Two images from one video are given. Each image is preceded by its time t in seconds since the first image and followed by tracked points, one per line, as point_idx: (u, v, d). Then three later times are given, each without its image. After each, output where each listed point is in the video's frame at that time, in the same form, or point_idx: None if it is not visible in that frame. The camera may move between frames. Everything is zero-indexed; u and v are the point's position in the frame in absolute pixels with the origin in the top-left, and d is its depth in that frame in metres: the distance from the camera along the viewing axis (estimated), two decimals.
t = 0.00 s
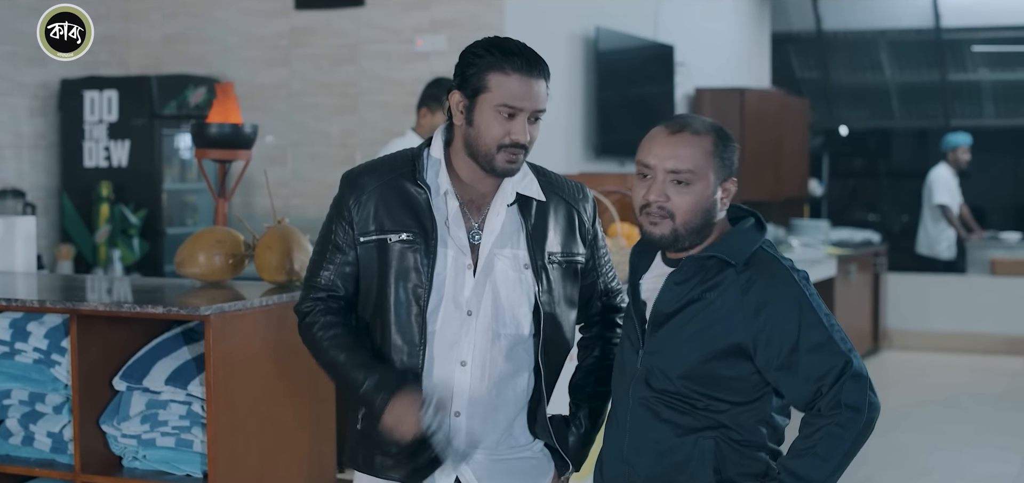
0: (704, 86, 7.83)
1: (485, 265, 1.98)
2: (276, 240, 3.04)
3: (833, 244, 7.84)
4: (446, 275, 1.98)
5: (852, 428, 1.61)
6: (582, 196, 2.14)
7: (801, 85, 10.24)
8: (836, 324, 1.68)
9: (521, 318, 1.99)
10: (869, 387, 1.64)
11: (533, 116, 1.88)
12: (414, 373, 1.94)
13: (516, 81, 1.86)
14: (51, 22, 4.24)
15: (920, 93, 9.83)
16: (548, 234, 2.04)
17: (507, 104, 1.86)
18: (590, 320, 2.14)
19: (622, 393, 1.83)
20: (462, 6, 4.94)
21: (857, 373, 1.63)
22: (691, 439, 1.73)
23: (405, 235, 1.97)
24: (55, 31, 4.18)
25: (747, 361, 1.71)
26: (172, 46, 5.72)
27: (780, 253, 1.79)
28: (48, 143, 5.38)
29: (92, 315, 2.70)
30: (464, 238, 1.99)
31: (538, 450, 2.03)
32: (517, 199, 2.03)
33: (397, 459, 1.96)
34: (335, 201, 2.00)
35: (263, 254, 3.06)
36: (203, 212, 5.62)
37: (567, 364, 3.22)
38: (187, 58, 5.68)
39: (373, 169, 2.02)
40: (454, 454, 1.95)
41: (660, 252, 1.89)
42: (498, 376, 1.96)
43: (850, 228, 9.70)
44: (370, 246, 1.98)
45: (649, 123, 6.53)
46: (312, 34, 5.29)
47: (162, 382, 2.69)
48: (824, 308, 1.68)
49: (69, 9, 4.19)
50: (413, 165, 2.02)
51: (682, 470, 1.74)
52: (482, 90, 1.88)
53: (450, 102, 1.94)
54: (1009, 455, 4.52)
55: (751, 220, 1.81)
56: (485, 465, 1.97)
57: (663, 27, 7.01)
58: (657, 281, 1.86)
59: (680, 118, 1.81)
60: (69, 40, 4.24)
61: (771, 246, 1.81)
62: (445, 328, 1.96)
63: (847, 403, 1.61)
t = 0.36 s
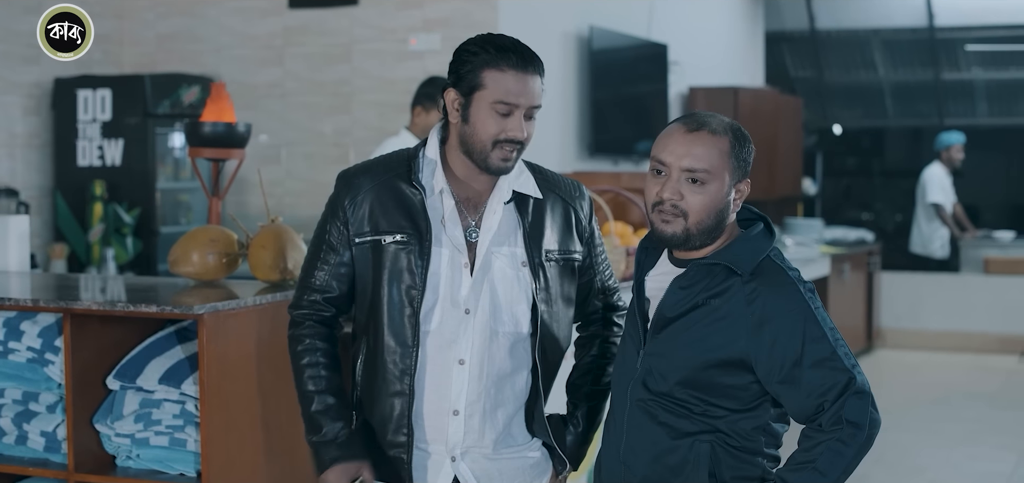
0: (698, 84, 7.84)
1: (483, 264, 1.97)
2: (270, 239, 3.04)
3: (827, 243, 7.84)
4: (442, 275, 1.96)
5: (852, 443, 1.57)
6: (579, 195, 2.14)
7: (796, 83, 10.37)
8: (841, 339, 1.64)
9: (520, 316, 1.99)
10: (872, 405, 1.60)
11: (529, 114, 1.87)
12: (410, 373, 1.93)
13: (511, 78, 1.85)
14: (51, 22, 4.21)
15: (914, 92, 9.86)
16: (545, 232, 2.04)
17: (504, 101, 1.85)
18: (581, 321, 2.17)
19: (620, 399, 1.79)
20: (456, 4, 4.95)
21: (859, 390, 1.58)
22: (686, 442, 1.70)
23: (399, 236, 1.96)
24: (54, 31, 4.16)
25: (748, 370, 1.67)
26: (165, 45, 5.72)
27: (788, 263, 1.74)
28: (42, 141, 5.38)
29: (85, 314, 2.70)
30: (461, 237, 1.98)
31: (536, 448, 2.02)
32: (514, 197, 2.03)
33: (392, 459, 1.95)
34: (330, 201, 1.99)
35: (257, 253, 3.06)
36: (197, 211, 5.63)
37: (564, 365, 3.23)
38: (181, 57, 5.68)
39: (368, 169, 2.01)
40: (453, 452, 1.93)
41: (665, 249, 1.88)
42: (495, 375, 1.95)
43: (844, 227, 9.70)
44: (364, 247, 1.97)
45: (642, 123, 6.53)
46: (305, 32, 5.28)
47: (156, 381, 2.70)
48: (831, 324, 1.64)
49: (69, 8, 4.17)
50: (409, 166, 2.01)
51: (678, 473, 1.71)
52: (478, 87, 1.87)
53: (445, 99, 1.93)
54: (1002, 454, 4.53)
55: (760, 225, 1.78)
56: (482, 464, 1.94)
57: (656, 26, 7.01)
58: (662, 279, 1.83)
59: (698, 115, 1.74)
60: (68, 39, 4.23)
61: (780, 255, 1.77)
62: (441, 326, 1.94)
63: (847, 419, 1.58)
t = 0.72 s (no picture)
0: (695, 86, 7.84)
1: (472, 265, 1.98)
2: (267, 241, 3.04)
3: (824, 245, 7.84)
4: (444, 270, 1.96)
5: (851, 445, 1.57)
6: (567, 195, 2.14)
7: (792, 86, 10.27)
8: (841, 342, 1.63)
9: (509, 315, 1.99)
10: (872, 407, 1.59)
11: (516, 130, 1.86)
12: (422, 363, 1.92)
13: (496, 96, 1.83)
14: (51, 22, 4.20)
15: (911, 94, 9.86)
16: (534, 232, 2.03)
17: (488, 119, 1.83)
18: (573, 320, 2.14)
19: (619, 399, 1.80)
20: (453, 6, 4.94)
21: (858, 393, 1.58)
22: (683, 444, 1.70)
23: (410, 227, 1.94)
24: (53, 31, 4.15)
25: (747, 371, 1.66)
26: (163, 47, 5.72)
27: (786, 265, 1.74)
28: (39, 143, 5.38)
29: (82, 317, 2.69)
30: (455, 236, 1.98)
31: (523, 449, 2.03)
32: (503, 198, 2.02)
33: (404, 451, 1.91)
34: (331, 197, 1.93)
35: (253, 255, 3.06)
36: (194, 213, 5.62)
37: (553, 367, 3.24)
38: (179, 59, 5.68)
39: (365, 166, 1.97)
40: (444, 452, 1.93)
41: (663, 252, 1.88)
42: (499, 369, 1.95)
43: (841, 229, 9.74)
44: (371, 239, 1.93)
45: (640, 125, 6.53)
46: (302, 34, 5.28)
47: (153, 383, 2.69)
48: (830, 327, 1.63)
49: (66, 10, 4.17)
50: (408, 160, 1.98)
51: (675, 475, 1.71)
52: (463, 104, 1.84)
53: (432, 110, 1.90)
54: (999, 455, 4.53)
55: (757, 228, 1.78)
56: (471, 464, 1.94)
57: (653, 29, 7.01)
58: (660, 283, 1.83)
59: (688, 116, 1.74)
60: (66, 40, 4.23)
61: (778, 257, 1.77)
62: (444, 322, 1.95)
63: (846, 421, 1.57)
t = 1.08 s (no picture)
0: (693, 86, 7.83)
1: (460, 263, 1.97)
2: (266, 241, 3.04)
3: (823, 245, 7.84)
4: (423, 270, 1.96)
5: (849, 446, 1.57)
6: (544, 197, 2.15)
7: (791, 85, 10.22)
8: (839, 342, 1.62)
9: (496, 312, 1.99)
10: (869, 407, 1.59)
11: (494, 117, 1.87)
12: (397, 368, 1.93)
13: (470, 85, 1.85)
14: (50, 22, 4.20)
15: (910, 93, 9.88)
16: (519, 231, 2.05)
17: (462, 108, 1.85)
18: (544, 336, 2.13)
19: (617, 398, 1.80)
20: (451, 6, 4.94)
21: (856, 393, 1.58)
22: (682, 445, 1.70)
23: (379, 235, 1.94)
24: (53, 31, 4.14)
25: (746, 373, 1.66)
26: (162, 47, 5.72)
27: (784, 264, 1.74)
28: (38, 143, 5.38)
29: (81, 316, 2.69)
30: (437, 236, 1.98)
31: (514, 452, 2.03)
32: (486, 197, 2.03)
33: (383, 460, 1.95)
34: (304, 204, 1.96)
35: (252, 255, 3.06)
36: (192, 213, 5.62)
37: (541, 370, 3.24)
38: (178, 59, 5.68)
39: (340, 171, 1.99)
40: (435, 454, 1.95)
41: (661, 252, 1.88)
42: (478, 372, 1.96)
43: (839, 229, 9.75)
44: (343, 248, 1.95)
45: (638, 125, 6.52)
46: (301, 35, 5.28)
47: (151, 383, 2.68)
48: (828, 327, 1.63)
49: (66, 9, 4.16)
50: (383, 164, 2.00)
51: (675, 475, 1.71)
52: (437, 95, 1.86)
53: (408, 106, 1.93)
54: (998, 455, 4.54)
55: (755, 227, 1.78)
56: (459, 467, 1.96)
57: (652, 29, 7.01)
58: (659, 283, 1.82)
59: (681, 117, 1.75)
60: (66, 40, 4.22)
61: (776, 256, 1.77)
62: (425, 324, 1.95)
63: (845, 421, 1.57)
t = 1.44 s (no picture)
0: (691, 86, 7.83)
1: (410, 266, 2.00)
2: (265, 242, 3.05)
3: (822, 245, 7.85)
4: (375, 274, 2.01)
5: (848, 446, 1.56)
6: (520, 193, 2.11)
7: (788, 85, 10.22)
8: (836, 343, 1.63)
9: (447, 312, 2.01)
10: (866, 409, 1.59)
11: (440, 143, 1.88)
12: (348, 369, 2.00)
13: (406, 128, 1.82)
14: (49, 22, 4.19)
15: (908, 93, 9.86)
16: (473, 228, 2.04)
17: (382, 147, 1.84)
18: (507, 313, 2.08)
19: (615, 399, 1.81)
20: (450, 6, 4.94)
21: (853, 394, 1.57)
22: (681, 446, 1.70)
23: (336, 235, 1.99)
24: (53, 31, 4.14)
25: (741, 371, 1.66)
26: (159, 47, 5.72)
27: (782, 265, 1.74)
28: (36, 144, 5.38)
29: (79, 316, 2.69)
30: (393, 238, 2.01)
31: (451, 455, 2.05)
32: (445, 197, 2.03)
33: (326, 457, 2.01)
34: (272, 201, 2.01)
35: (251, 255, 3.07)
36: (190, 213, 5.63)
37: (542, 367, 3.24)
38: (175, 59, 5.68)
39: (309, 170, 2.04)
40: (387, 454, 2.01)
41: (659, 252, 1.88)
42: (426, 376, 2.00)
43: (837, 229, 9.80)
44: (303, 246, 2.01)
45: (636, 125, 6.52)
46: (299, 35, 5.27)
47: (149, 383, 2.68)
48: (826, 328, 1.63)
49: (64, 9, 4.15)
50: (347, 165, 2.03)
51: (673, 476, 1.71)
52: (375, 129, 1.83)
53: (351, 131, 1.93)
54: (995, 455, 4.54)
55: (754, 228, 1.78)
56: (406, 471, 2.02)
57: (650, 29, 7.02)
58: (656, 283, 1.83)
59: (672, 119, 1.76)
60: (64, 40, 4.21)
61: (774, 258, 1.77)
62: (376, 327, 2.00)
63: (844, 422, 1.56)
